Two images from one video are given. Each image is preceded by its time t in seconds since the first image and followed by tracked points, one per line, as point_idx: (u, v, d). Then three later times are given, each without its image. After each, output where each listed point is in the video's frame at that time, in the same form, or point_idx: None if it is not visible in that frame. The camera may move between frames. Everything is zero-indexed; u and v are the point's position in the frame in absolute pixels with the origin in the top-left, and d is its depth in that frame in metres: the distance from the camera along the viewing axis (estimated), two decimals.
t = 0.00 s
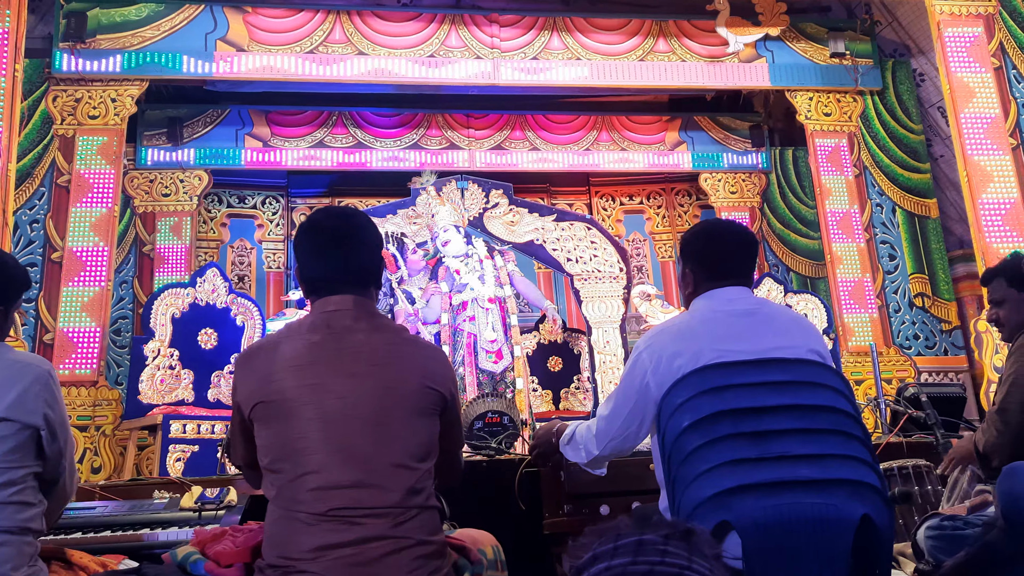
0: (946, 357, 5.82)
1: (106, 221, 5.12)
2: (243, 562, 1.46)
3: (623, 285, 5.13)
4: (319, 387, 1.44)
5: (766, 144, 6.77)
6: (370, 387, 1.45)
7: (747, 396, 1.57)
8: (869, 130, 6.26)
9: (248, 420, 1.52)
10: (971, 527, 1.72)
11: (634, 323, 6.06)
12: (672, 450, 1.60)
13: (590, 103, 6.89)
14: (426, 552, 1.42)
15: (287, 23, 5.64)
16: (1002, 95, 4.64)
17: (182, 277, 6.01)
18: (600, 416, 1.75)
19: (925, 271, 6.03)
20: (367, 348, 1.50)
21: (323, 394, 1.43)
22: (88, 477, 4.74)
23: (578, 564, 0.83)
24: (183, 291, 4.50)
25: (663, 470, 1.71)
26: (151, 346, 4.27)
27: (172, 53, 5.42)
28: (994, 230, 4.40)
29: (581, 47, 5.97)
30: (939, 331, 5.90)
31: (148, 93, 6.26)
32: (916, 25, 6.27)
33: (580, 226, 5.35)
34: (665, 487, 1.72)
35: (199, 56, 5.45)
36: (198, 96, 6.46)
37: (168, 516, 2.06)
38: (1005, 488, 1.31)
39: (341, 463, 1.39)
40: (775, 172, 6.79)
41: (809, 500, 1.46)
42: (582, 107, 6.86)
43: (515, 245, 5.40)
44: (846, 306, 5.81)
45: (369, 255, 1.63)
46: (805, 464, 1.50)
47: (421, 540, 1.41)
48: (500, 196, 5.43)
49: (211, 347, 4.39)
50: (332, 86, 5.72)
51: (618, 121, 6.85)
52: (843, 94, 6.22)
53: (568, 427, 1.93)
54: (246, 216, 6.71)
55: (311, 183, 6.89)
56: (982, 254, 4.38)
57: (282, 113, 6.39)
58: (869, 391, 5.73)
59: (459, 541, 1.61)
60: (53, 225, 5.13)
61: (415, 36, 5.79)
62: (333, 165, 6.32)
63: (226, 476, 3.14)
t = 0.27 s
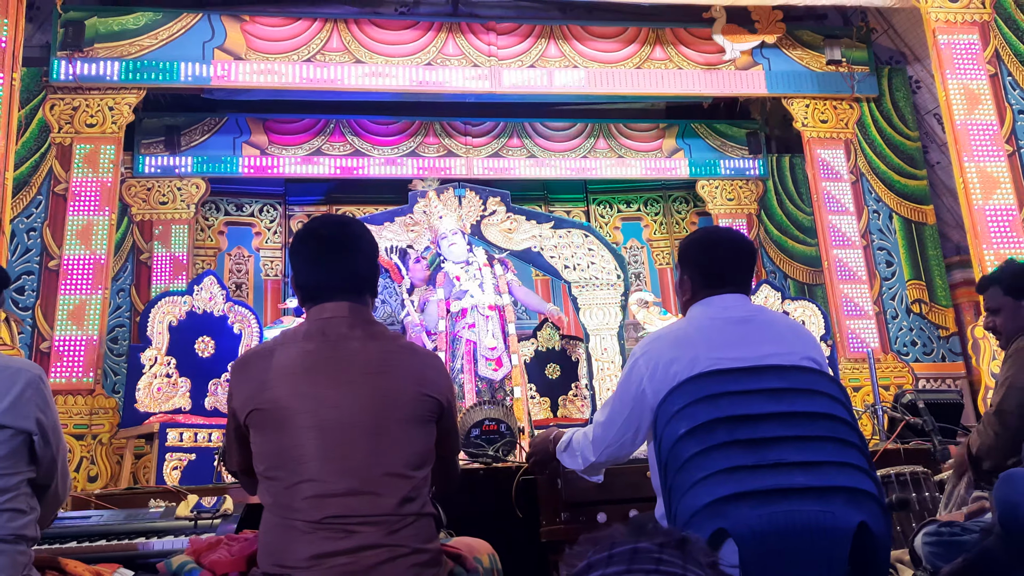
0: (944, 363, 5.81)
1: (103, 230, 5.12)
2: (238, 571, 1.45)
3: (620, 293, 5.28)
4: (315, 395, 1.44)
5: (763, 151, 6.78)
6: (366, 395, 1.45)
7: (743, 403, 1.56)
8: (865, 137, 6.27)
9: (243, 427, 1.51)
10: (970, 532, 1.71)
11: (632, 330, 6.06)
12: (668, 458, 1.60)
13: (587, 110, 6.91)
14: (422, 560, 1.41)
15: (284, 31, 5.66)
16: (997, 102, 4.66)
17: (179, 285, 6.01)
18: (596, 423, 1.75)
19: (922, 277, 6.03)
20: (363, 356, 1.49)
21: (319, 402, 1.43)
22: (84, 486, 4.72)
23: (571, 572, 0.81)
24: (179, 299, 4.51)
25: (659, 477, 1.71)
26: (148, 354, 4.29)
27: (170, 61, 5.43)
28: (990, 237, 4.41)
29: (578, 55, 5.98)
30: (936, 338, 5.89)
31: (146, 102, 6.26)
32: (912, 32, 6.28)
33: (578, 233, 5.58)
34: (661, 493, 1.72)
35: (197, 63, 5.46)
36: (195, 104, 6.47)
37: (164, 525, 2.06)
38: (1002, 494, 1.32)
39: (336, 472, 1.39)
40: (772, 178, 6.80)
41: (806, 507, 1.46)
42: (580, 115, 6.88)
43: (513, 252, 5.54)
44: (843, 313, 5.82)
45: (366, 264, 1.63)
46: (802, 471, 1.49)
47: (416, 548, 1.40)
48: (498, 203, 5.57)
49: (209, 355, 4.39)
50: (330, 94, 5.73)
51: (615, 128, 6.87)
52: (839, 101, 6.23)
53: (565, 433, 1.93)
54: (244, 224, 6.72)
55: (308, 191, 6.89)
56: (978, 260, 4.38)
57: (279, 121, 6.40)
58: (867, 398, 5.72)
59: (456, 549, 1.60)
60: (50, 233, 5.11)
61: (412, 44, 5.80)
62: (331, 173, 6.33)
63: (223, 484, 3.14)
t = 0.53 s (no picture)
0: (942, 364, 5.81)
1: (100, 233, 5.13)
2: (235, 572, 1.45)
3: (618, 295, 5.25)
4: (312, 396, 1.43)
5: (760, 153, 6.78)
6: (363, 396, 1.45)
7: (741, 403, 1.56)
8: (862, 139, 6.28)
9: (240, 428, 1.51)
10: (968, 532, 1.71)
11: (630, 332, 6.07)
12: (666, 458, 1.60)
13: (585, 113, 6.92)
14: (419, 561, 1.41)
15: (282, 34, 5.66)
16: (994, 103, 4.67)
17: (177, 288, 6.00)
18: (594, 423, 1.75)
19: (919, 278, 6.04)
20: (360, 357, 1.49)
21: (316, 403, 1.43)
22: (82, 490, 4.70)
23: (569, 570, 0.81)
24: (178, 302, 4.49)
25: (657, 478, 1.71)
26: (146, 357, 4.28)
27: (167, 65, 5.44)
28: (987, 238, 4.41)
29: (575, 57, 5.99)
30: (934, 339, 5.89)
31: (144, 105, 6.26)
32: (909, 34, 6.30)
33: (576, 236, 5.51)
34: (659, 494, 1.72)
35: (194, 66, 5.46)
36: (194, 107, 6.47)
37: (162, 528, 2.05)
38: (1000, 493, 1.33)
39: (334, 473, 1.38)
40: (770, 180, 6.82)
41: (804, 507, 1.46)
42: (577, 117, 6.88)
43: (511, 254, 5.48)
44: (841, 314, 5.82)
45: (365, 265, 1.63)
46: (800, 471, 1.49)
47: (413, 549, 1.40)
48: (496, 206, 5.52)
49: (206, 358, 4.38)
50: (327, 96, 5.74)
51: (613, 130, 6.88)
52: (836, 103, 6.25)
53: (563, 434, 1.92)
54: (242, 227, 6.71)
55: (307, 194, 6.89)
56: (976, 261, 4.39)
57: (277, 124, 6.39)
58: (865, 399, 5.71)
59: (453, 551, 1.60)
60: (47, 236, 5.11)
61: (410, 47, 5.81)
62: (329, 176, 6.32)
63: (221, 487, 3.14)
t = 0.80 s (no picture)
0: (941, 364, 5.81)
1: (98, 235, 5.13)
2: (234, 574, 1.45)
3: (617, 296, 5.14)
4: (311, 396, 1.43)
5: (759, 154, 6.78)
6: (363, 397, 1.44)
7: (741, 403, 1.56)
8: (861, 139, 6.28)
9: (239, 429, 1.51)
10: (968, 531, 1.70)
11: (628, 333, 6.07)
12: (665, 458, 1.59)
13: (583, 114, 6.92)
14: (418, 562, 1.41)
15: (280, 35, 5.65)
16: (992, 103, 4.66)
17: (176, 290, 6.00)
18: (593, 424, 1.74)
19: (918, 278, 6.03)
20: (360, 358, 1.49)
21: (315, 403, 1.42)
22: (80, 492, 4.69)
23: (569, 569, 0.81)
24: (176, 304, 4.47)
25: (656, 478, 1.71)
26: (145, 359, 4.25)
27: (165, 66, 5.43)
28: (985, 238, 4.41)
29: (574, 58, 5.99)
30: (933, 339, 5.89)
31: (142, 107, 6.26)
32: (907, 34, 6.30)
33: (574, 237, 5.34)
34: (658, 494, 1.71)
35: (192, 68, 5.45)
36: (192, 109, 6.47)
37: (160, 529, 2.04)
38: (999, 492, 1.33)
39: (332, 473, 1.38)
40: (769, 181, 6.81)
41: (804, 507, 1.46)
42: (576, 118, 6.88)
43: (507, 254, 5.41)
44: (839, 315, 5.83)
45: (364, 266, 1.63)
46: (800, 470, 1.49)
47: (412, 549, 1.40)
48: (495, 206, 5.49)
49: (205, 360, 4.37)
50: (325, 97, 5.74)
51: (611, 132, 6.88)
52: (834, 103, 6.25)
53: (562, 435, 1.92)
54: (241, 229, 6.71)
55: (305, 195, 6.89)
56: (975, 261, 4.39)
57: (275, 126, 6.39)
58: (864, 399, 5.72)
59: (453, 551, 1.60)
60: (46, 238, 5.11)
61: (408, 48, 5.80)
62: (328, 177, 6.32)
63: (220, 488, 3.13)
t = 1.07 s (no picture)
0: (939, 363, 5.82)
1: (96, 234, 5.12)
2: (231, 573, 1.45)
3: (616, 296, 5.14)
4: (309, 395, 1.43)
5: (757, 153, 6.78)
6: (360, 395, 1.44)
7: (738, 402, 1.56)
8: (859, 139, 6.29)
9: (236, 428, 1.51)
10: (966, 530, 1.71)
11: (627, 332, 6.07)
12: (663, 457, 1.59)
13: (582, 114, 6.92)
14: (415, 560, 1.40)
15: (278, 35, 5.65)
16: (990, 102, 4.67)
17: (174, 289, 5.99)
18: (591, 423, 1.75)
19: (916, 278, 6.04)
20: (358, 356, 1.49)
21: (313, 402, 1.42)
22: (78, 491, 4.68)
23: (570, 565, 0.82)
24: (174, 303, 4.48)
25: (654, 477, 1.71)
26: (143, 359, 4.25)
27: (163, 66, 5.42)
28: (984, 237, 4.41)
29: (572, 57, 5.99)
30: (931, 338, 5.90)
31: (141, 107, 6.25)
32: (905, 33, 6.30)
33: (574, 235, 5.35)
34: (656, 493, 1.71)
35: (190, 67, 5.45)
36: (191, 108, 6.47)
37: (157, 528, 2.04)
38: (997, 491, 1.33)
39: (330, 471, 1.38)
40: (767, 180, 6.81)
41: (801, 505, 1.46)
42: (575, 117, 6.88)
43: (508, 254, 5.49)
44: (838, 314, 5.82)
45: (362, 265, 1.62)
46: (797, 469, 1.49)
47: (410, 548, 1.40)
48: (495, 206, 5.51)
49: (203, 359, 4.37)
50: (324, 97, 5.73)
51: (609, 131, 6.87)
52: (833, 103, 6.25)
53: (560, 435, 1.92)
54: (239, 228, 6.70)
55: (304, 195, 6.89)
56: (973, 260, 4.39)
57: (274, 125, 6.38)
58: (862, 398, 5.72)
59: (450, 550, 1.60)
60: (44, 237, 5.10)
61: (407, 47, 5.80)
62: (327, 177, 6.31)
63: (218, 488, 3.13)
